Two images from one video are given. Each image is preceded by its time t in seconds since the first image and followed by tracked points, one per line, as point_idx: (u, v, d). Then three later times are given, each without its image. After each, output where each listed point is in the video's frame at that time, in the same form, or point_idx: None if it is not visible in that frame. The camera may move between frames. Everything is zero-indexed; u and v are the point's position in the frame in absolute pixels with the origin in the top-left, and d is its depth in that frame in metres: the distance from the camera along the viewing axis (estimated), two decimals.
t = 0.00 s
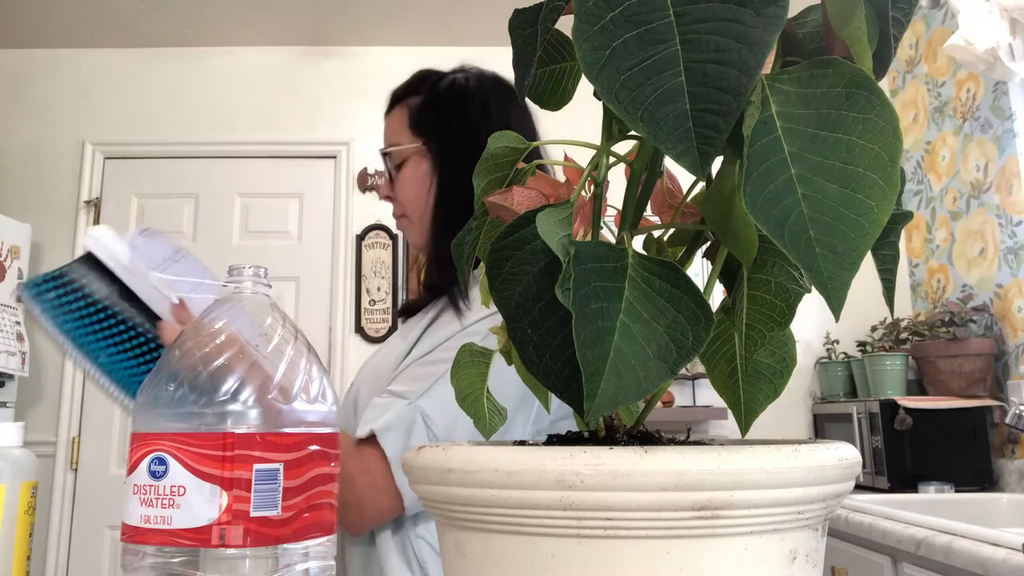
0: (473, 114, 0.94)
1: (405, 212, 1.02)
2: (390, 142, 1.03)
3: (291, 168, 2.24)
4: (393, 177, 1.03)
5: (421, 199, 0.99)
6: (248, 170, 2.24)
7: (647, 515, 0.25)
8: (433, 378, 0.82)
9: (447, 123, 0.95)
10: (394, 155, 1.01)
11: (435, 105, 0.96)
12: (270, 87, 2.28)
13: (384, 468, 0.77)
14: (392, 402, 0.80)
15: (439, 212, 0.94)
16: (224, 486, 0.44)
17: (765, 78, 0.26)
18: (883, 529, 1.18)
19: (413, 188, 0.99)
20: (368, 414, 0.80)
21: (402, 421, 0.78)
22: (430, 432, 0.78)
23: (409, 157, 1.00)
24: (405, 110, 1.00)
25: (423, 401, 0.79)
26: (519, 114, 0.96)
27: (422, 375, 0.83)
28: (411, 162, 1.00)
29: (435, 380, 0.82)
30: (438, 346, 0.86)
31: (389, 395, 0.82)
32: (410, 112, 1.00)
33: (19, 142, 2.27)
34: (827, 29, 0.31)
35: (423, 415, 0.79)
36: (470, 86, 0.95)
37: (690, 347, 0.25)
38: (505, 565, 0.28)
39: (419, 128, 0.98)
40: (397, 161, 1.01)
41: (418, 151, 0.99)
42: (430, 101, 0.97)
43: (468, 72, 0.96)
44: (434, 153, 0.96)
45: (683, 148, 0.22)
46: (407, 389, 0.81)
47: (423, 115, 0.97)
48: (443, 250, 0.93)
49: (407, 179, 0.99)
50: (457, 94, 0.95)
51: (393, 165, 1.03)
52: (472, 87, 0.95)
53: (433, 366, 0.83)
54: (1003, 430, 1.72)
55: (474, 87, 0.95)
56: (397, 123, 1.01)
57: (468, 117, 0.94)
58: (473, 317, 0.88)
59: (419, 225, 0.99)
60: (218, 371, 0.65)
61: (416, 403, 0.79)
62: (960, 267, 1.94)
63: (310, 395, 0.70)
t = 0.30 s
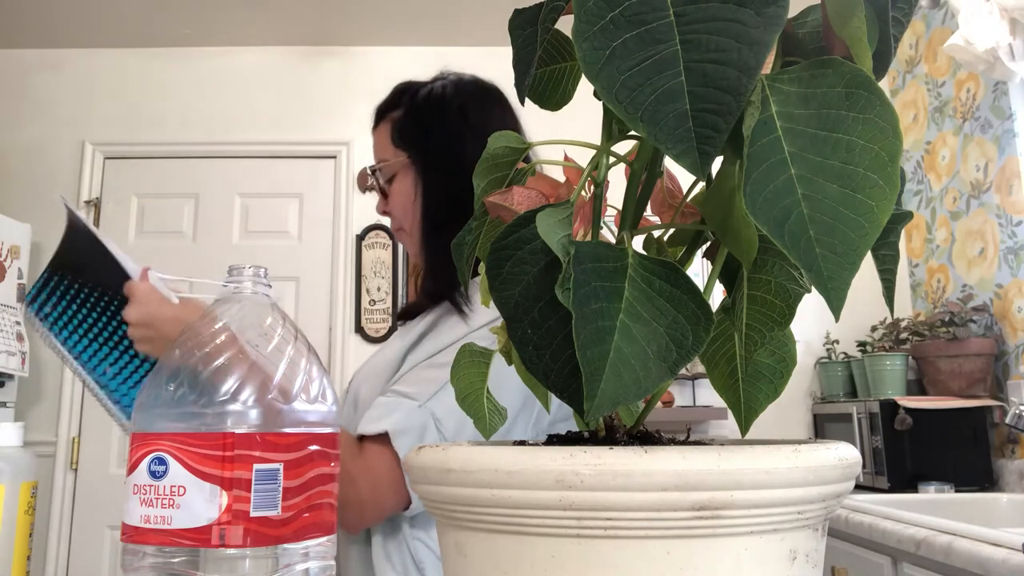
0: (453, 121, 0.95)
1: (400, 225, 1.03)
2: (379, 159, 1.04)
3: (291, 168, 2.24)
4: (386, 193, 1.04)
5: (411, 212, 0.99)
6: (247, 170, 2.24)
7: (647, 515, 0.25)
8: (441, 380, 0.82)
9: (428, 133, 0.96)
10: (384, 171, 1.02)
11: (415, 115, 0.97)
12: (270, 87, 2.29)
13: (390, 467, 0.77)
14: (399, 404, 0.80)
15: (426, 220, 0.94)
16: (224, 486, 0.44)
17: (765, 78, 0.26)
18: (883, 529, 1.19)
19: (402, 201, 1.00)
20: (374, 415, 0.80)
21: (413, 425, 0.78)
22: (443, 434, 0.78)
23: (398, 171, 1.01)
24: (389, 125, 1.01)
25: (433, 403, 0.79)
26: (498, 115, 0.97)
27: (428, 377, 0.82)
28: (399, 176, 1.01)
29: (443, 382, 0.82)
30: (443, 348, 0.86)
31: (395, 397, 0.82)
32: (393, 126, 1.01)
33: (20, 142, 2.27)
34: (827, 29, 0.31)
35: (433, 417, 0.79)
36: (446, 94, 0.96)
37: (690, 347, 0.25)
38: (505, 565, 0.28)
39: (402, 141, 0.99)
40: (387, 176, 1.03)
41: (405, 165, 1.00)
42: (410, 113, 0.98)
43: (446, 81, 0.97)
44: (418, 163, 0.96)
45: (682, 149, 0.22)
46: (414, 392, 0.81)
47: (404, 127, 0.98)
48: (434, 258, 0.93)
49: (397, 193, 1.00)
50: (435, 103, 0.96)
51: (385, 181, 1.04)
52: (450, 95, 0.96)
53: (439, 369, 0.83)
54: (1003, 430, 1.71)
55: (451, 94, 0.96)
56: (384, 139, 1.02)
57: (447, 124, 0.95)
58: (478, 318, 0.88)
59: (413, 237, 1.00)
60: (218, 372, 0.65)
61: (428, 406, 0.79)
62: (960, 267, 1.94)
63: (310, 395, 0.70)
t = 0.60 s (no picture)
0: (448, 129, 0.95)
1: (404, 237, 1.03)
2: (377, 172, 1.04)
3: (290, 168, 2.24)
4: (386, 206, 1.04)
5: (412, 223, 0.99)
6: (247, 170, 2.24)
7: (647, 515, 0.25)
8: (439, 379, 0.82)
9: (424, 143, 0.96)
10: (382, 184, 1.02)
11: (408, 125, 0.97)
12: (271, 87, 2.29)
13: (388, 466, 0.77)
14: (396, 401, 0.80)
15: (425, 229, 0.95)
16: (224, 486, 0.44)
17: (765, 78, 0.26)
18: (883, 529, 1.19)
19: (403, 213, 0.99)
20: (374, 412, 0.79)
21: (411, 424, 0.78)
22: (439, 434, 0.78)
23: (396, 182, 1.00)
24: (384, 137, 1.02)
25: (431, 404, 0.79)
26: (491, 119, 0.97)
27: (429, 376, 0.82)
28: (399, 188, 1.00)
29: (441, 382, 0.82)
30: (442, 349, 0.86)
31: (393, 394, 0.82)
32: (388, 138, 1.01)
33: (20, 142, 2.27)
34: (827, 29, 0.31)
35: (431, 417, 0.78)
36: (439, 101, 0.96)
37: (690, 347, 0.25)
38: (505, 566, 0.28)
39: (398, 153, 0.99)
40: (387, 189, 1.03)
41: (405, 176, 0.99)
42: (404, 123, 0.98)
43: (437, 89, 0.98)
44: (416, 173, 0.96)
45: (682, 149, 0.22)
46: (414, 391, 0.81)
47: (399, 137, 0.98)
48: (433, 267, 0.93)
49: (398, 205, 1.00)
50: (429, 111, 0.96)
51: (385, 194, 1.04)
52: (442, 103, 0.96)
53: (440, 371, 0.83)
54: (1003, 430, 1.71)
55: (443, 100, 0.96)
56: (380, 152, 1.02)
57: (441, 131, 0.96)
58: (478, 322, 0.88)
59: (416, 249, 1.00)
60: (217, 372, 0.64)
61: (426, 405, 0.79)
62: (960, 267, 1.94)
63: (310, 395, 0.70)
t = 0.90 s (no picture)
0: (447, 128, 0.95)
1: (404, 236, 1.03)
2: (376, 172, 1.04)
3: (290, 168, 2.24)
4: (386, 205, 1.04)
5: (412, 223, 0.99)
6: (247, 169, 2.24)
7: (647, 516, 0.25)
8: (444, 392, 0.81)
9: (423, 142, 0.96)
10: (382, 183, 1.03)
11: (408, 125, 0.97)
12: (270, 87, 2.29)
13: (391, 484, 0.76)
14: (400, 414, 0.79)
15: (423, 229, 0.95)
16: (224, 486, 0.44)
17: (765, 78, 0.26)
18: (883, 529, 1.19)
19: (404, 212, 1.00)
20: (378, 426, 0.78)
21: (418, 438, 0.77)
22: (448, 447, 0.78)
23: (396, 181, 1.01)
24: (383, 136, 1.02)
25: (437, 416, 0.79)
26: (491, 118, 0.97)
27: (432, 389, 0.81)
28: (399, 188, 1.01)
29: (446, 394, 0.81)
30: (442, 358, 0.86)
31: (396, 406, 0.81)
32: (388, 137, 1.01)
33: (20, 142, 2.27)
34: (828, 28, 0.31)
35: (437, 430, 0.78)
36: (439, 101, 0.96)
37: (690, 347, 0.25)
38: (505, 566, 0.28)
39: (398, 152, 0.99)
40: (387, 188, 1.03)
41: (405, 176, 0.99)
42: (404, 122, 0.98)
43: (438, 88, 0.98)
44: (415, 173, 0.96)
45: (682, 149, 0.22)
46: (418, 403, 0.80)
47: (398, 136, 0.98)
48: (430, 267, 0.93)
49: (398, 205, 1.00)
50: (428, 110, 0.96)
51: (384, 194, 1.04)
52: (442, 103, 0.96)
53: (442, 381, 0.82)
54: (1003, 430, 1.71)
55: (443, 100, 0.96)
56: (380, 151, 1.02)
57: (441, 130, 0.96)
58: (475, 329, 0.88)
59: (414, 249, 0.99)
60: (218, 371, 0.65)
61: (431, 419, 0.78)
62: (960, 267, 1.94)
63: (310, 395, 0.70)
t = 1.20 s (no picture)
0: (441, 128, 0.95)
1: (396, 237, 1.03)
2: (369, 171, 1.04)
3: (290, 168, 2.24)
4: (379, 206, 1.04)
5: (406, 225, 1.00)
6: (247, 169, 2.24)
7: (647, 516, 0.25)
8: (446, 399, 0.79)
9: (417, 142, 0.96)
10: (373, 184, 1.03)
11: (401, 124, 0.97)
12: (270, 87, 2.29)
13: (401, 499, 0.77)
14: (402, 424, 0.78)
15: (418, 232, 0.95)
16: (224, 486, 0.44)
17: (765, 78, 0.25)
18: (883, 529, 1.19)
19: (396, 213, 1.00)
20: (382, 438, 0.77)
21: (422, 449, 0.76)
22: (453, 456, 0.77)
23: (388, 182, 1.01)
24: (376, 135, 1.01)
25: (440, 426, 0.77)
26: (484, 117, 0.97)
27: (434, 397, 0.79)
28: (393, 188, 1.01)
29: (449, 402, 0.79)
30: (439, 362, 0.86)
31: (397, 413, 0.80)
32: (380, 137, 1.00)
33: (20, 142, 2.27)
34: (827, 28, 0.31)
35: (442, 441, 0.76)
36: (432, 100, 0.96)
37: (690, 347, 0.25)
38: (505, 566, 0.28)
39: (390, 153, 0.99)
40: (379, 188, 1.02)
41: (398, 176, 0.99)
42: (397, 121, 0.97)
43: (430, 87, 0.97)
44: (409, 174, 0.96)
45: (682, 148, 0.22)
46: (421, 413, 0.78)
47: (391, 137, 0.98)
48: (424, 269, 0.94)
49: (391, 205, 1.01)
50: (422, 110, 0.96)
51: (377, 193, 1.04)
52: (435, 102, 0.96)
53: (444, 389, 0.80)
54: (1003, 430, 1.71)
55: (437, 99, 0.96)
56: (372, 151, 1.02)
57: (434, 130, 0.95)
58: (471, 331, 0.88)
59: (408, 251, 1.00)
60: (218, 372, 0.64)
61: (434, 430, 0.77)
62: (960, 267, 1.94)
63: (310, 395, 0.70)
